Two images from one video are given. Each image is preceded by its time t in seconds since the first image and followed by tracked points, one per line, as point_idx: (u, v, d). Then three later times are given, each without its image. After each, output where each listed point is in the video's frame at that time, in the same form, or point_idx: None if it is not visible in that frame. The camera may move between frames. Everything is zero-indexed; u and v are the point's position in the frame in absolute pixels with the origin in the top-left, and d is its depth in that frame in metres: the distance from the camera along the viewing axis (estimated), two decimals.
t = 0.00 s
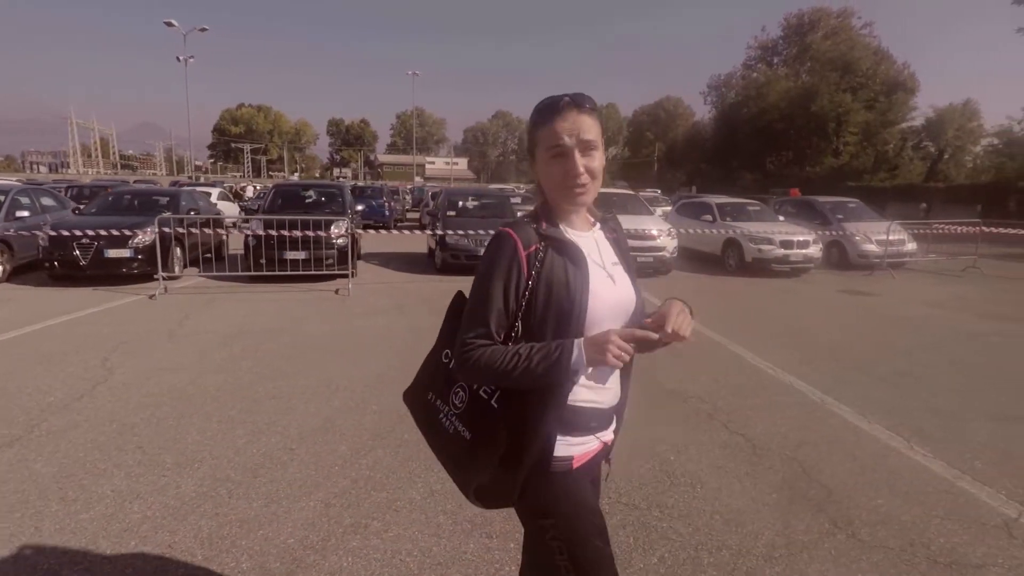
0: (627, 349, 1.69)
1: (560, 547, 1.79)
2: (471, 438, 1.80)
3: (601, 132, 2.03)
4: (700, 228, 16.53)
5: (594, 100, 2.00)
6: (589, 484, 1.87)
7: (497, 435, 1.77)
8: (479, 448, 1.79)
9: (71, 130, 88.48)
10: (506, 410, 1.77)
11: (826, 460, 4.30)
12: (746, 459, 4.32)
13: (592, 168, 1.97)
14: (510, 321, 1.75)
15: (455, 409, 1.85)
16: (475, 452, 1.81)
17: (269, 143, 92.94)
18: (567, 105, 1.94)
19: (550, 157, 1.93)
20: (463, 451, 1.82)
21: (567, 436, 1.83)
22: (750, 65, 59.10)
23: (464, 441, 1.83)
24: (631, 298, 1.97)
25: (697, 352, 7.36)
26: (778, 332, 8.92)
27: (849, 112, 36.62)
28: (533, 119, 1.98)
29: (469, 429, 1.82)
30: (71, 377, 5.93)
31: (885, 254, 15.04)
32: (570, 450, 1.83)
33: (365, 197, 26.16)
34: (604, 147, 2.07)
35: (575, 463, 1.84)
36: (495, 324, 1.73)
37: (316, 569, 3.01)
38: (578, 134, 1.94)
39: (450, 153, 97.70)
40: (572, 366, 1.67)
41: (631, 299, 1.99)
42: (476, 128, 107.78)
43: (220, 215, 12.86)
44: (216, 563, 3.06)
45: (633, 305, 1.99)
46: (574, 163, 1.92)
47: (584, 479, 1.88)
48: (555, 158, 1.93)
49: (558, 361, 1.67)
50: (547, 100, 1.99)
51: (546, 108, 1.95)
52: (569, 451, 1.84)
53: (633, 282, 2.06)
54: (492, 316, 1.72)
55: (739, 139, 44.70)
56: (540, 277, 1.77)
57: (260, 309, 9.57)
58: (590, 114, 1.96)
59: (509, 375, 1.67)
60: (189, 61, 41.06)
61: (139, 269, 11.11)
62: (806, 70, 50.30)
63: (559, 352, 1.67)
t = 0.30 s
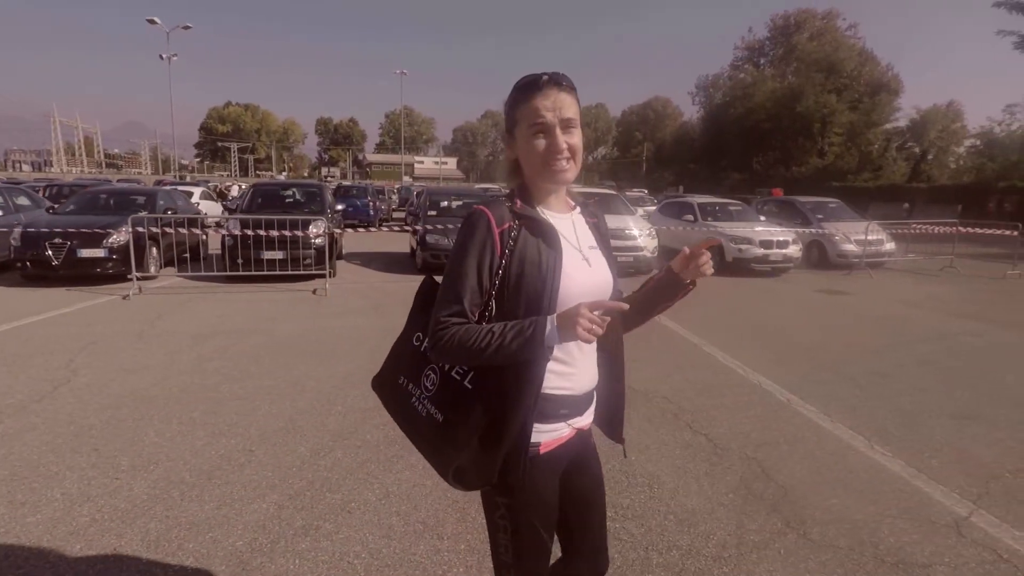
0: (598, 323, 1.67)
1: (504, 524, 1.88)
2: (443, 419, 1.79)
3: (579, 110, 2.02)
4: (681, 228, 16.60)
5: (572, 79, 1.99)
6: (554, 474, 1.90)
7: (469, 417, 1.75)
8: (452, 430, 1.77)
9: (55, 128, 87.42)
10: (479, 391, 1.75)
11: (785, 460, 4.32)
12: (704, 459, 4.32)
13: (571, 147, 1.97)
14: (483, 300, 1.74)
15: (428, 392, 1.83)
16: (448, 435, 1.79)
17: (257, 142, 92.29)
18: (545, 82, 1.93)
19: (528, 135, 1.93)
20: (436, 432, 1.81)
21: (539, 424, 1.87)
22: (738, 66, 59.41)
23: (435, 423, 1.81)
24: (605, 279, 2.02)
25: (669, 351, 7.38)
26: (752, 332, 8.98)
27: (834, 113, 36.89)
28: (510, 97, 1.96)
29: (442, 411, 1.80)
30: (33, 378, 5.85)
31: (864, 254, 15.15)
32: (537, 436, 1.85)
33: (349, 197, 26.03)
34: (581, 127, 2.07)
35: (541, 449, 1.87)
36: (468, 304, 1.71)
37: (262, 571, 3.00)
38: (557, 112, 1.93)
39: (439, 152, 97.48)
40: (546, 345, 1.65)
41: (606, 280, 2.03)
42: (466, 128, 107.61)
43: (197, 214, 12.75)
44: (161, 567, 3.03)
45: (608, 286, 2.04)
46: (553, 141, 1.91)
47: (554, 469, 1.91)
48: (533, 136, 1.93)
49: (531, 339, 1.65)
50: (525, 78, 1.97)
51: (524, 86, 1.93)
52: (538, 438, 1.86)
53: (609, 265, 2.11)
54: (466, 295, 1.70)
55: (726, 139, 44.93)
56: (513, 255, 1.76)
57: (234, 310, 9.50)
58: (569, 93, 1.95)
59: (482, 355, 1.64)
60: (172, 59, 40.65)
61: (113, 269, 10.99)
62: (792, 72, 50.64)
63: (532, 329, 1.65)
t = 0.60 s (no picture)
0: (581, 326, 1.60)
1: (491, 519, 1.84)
2: (443, 405, 1.79)
3: (590, 122, 2.00)
4: (668, 228, 16.58)
5: (582, 88, 1.97)
6: (550, 475, 1.83)
7: (465, 405, 1.77)
8: (452, 417, 1.78)
9: (43, 126, 86.65)
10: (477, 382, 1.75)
11: (755, 461, 4.27)
12: (673, 461, 4.26)
13: (574, 156, 1.95)
14: (484, 299, 1.75)
15: (437, 377, 1.82)
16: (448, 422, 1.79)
17: (249, 141, 91.83)
18: (551, 93, 1.94)
19: (533, 144, 1.95)
20: (438, 418, 1.80)
21: (525, 419, 1.79)
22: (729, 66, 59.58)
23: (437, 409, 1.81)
24: (612, 286, 1.93)
25: (649, 352, 7.32)
26: (733, 331, 8.94)
27: (824, 114, 37.04)
28: (521, 109, 2.00)
29: (443, 399, 1.79)
30: None
31: (849, 254, 15.16)
32: (526, 433, 1.78)
33: (338, 196, 25.88)
34: (595, 136, 2.04)
35: (530, 447, 1.79)
36: (469, 300, 1.72)
37: None
38: (561, 122, 1.92)
39: (432, 152, 97.28)
40: (529, 342, 1.62)
41: (613, 287, 1.94)
42: (459, 127, 107.52)
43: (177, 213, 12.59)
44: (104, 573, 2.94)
45: (616, 293, 1.95)
46: (553, 150, 1.91)
47: (551, 470, 1.84)
48: (538, 145, 1.94)
49: (517, 335, 1.63)
50: (536, 90, 2.00)
51: (532, 97, 1.96)
52: (528, 433, 1.79)
53: (623, 273, 2.00)
54: (464, 293, 1.72)
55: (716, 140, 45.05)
56: (514, 256, 1.78)
57: (212, 309, 9.38)
58: (574, 102, 1.94)
59: (475, 348, 1.64)
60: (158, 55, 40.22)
61: (91, 268, 10.85)
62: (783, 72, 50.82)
63: (518, 324, 1.63)
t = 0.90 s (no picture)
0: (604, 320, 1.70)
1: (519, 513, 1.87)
2: (491, 388, 1.95)
3: (628, 119, 2.05)
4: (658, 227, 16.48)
5: (620, 88, 2.02)
6: (574, 463, 1.89)
7: (505, 389, 1.91)
8: (495, 400, 1.94)
9: (31, 125, 85.83)
10: (515, 369, 1.90)
11: (732, 465, 4.19)
12: (648, 465, 4.17)
13: (614, 155, 2.00)
14: (520, 293, 1.87)
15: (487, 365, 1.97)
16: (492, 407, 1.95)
17: (241, 140, 91.22)
18: (589, 93, 1.99)
19: (573, 145, 2.00)
20: (483, 403, 1.96)
21: (552, 405, 1.85)
22: (722, 66, 59.45)
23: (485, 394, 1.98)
24: (647, 282, 1.97)
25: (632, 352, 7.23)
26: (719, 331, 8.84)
27: (817, 113, 36.95)
28: (561, 109, 2.05)
29: (491, 384, 1.95)
30: None
31: (838, 254, 15.10)
32: (551, 417, 1.84)
33: (326, 194, 25.64)
34: (632, 134, 2.08)
35: (555, 431, 1.84)
36: (504, 293, 1.86)
37: None
38: (601, 122, 1.97)
39: (425, 151, 96.83)
40: (551, 332, 1.73)
41: (649, 283, 1.97)
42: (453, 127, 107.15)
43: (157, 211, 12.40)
44: None
45: (651, 289, 1.98)
46: (594, 150, 1.97)
47: (576, 455, 1.89)
48: (578, 145, 2.00)
49: (539, 325, 1.75)
50: (575, 89, 2.04)
51: (571, 98, 2.00)
52: (553, 418, 1.85)
53: (658, 269, 2.03)
54: (500, 286, 1.86)
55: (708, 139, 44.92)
56: (549, 252, 1.87)
57: (190, 309, 9.23)
58: (613, 102, 1.99)
59: (506, 335, 1.79)
60: (146, 53, 39.79)
61: (68, 268, 10.67)
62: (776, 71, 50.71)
63: (542, 314, 1.76)
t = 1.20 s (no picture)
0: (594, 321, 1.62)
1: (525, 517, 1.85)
2: (473, 384, 1.87)
3: (638, 116, 2.00)
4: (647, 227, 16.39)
5: (632, 86, 1.98)
6: (569, 463, 1.87)
7: (488, 387, 1.84)
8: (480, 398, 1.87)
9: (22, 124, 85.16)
10: (498, 365, 1.83)
11: (707, 471, 4.09)
12: (621, 471, 4.06)
13: (622, 154, 1.96)
14: (514, 287, 1.82)
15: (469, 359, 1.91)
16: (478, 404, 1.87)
17: (235, 140, 90.75)
18: (600, 89, 1.94)
19: (580, 141, 1.96)
20: (467, 401, 1.89)
21: (542, 408, 1.83)
22: (716, 66, 59.44)
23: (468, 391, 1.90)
24: (645, 287, 1.93)
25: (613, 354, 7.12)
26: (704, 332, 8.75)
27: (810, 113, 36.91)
28: (570, 104, 2.01)
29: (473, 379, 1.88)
30: None
31: (828, 253, 15.04)
32: (540, 420, 1.82)
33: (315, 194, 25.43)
34: (641, 134, 2.04)
35: (545, 435, 1.82)
36: (496, 288, 1.81)
37: None
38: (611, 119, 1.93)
39: (420, 151, 96.52)
40: (540, 329, 1.67)
41: (647, 288, 1.94)
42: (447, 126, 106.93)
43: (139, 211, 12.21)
44: None
45: (647, 294, 1.95)
46: (602, 147, 1.92)
47: (568, 455, 1.87)
48: (585, 142, 1.95)
49: (528, 321, 1.69)
50: (586, 84, 2.00)
51: (582, 93, 1.96)
52: (542, 421, 1.83)
53: (658, 273, 2.01)
54: (493, 279, 1.81)
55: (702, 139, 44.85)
56: (549, 247, 1.83)
57: (168, 310, 9.07)
58: (624, 100, 1.94)
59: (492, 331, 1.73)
60: (136, 52, 39.43)
61: (46, 268, 10.51)
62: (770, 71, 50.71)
63: (532, 309, 1.70)
